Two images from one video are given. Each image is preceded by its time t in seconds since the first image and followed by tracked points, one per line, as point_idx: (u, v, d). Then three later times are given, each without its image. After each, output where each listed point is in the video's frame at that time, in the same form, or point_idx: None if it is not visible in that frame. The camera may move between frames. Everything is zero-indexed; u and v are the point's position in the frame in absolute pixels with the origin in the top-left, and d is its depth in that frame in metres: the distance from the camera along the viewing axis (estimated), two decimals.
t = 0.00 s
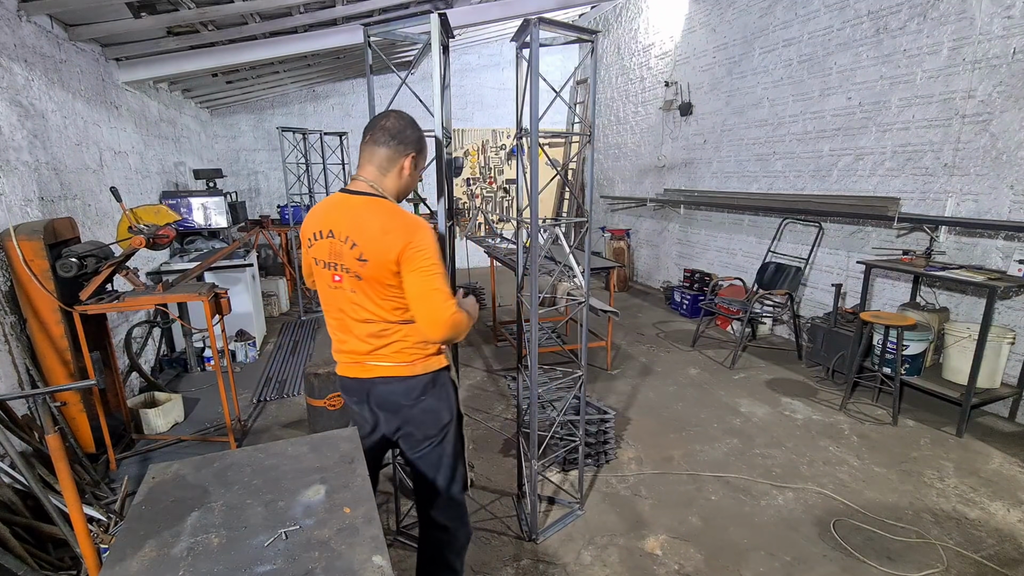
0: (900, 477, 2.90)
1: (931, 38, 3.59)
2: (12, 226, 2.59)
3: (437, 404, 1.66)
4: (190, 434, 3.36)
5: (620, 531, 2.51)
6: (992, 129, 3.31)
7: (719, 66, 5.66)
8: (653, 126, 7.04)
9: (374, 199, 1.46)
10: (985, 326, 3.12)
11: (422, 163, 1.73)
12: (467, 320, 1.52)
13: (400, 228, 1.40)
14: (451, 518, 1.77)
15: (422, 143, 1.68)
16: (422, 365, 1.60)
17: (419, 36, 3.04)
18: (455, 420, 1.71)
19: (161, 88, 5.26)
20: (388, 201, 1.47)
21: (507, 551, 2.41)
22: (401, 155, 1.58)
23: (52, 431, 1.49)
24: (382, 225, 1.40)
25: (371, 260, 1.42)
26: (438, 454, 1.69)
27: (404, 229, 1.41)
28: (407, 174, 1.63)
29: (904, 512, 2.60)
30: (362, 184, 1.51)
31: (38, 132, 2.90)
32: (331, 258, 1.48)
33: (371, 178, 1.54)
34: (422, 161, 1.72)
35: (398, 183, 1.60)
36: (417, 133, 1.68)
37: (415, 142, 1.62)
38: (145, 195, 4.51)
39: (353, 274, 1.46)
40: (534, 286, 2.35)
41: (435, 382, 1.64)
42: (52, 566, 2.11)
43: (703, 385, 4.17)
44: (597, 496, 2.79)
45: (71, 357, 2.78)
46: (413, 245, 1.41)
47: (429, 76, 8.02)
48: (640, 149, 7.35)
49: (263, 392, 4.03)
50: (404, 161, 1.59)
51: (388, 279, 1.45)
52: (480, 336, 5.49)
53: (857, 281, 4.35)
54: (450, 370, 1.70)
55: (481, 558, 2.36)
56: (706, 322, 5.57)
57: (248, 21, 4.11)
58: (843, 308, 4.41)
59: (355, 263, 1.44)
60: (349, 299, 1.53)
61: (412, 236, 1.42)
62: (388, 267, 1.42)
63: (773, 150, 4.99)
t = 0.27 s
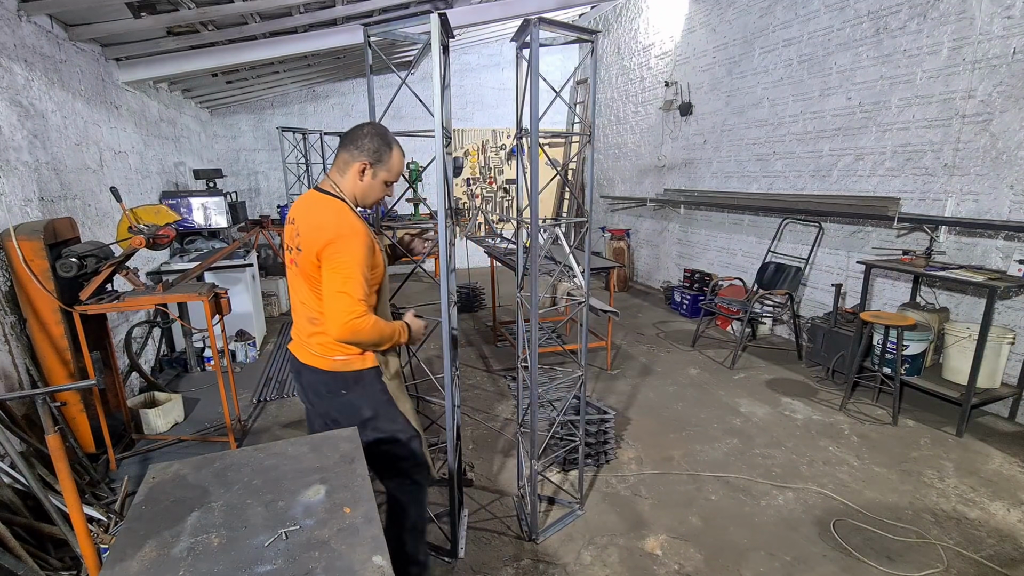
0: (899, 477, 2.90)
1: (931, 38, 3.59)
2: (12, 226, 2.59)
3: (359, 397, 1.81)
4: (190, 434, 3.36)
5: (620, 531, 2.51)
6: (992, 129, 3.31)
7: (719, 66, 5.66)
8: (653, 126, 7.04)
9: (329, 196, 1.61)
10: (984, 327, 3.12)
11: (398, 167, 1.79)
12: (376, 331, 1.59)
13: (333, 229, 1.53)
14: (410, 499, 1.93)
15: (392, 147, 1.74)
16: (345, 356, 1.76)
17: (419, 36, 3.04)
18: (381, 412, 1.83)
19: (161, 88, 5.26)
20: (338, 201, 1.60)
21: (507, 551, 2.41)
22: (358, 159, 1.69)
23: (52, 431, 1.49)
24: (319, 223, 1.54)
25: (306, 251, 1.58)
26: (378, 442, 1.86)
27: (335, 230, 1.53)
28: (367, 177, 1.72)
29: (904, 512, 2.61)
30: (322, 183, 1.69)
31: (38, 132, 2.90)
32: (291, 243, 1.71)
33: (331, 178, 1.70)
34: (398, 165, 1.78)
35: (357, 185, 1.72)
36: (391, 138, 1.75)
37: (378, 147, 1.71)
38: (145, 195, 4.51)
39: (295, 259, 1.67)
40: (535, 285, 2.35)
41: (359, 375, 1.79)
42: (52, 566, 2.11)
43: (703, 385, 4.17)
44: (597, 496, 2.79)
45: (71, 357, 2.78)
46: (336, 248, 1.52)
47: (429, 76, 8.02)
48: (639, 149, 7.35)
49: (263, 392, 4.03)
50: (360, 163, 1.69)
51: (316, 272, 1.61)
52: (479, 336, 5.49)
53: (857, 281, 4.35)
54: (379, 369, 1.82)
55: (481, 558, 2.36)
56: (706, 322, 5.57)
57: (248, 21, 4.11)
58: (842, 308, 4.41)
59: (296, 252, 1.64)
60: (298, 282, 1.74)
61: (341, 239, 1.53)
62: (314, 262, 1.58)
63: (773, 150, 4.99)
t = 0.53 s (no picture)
0: (900, 477, 2.90)
1: (931, 38, 3.59)
2: (12, 226, 2.59)
3: (312, 388, 1.97)
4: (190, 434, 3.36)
5: (620, 531, 2.51)
6: (992, 129, 3.31)
7: (719, 66, 5.66)
8: (653, 126, 7.04)
9: (316, 193, 1.75)
10: (984, 327, 3.13)
11: (386, 170, 1.79)
12: (344, 323, 1.72)
13: (311, 225, 1.68)
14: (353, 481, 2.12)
15: (378, 150, 1.74)
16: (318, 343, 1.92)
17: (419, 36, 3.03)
18: (328, 409, 1.99)
19: (161, 88, 5.26)
20: (323, 198, 1.74)
21: (507, 551, 2.41)
22: (344, 160, 1.75)
23: (52, 431, 1.49)
24: (301, 218, 1.71)
25: (288, 242, 1.75)
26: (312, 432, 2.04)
27: (312, 225, 1.68)
28: (352, 178, 1.77)
29: (904, 511, 2.61)
30: (317, 179, 1.80)
31: (38, 132, 2.90)
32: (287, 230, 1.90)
33: (326, 174, 1.80)
34: (386, 167, 1.78)
35: (345, 184, 1.78)
36: (381, 140, 1.75)
37: (363, 149, 1.73)
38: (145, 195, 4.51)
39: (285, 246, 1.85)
40: (535, 284, 2.35)
41: (320, 365, 1.95)
42: (51, 566, 2.11)
43: (703, 385, 4.17)
44: (597, 495, 2.79)
45: (71, 357, 2.78)
46: (311, 243, 1.67)
47: (429, 76, 8.02)
48: (639, 149, 7.35)
49: (263, 392, 4.03)
50: (346, 164, 1.74)
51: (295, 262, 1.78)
52: (479, 336, 5.49)
53: (857, 281, 4.35)
54: (340, 365, 1.96)
55: (481, 558, 2.36)
56: (706, 322, 5.57)
57: (248, 21, 4.11)
58: (842, 308, 4.41)
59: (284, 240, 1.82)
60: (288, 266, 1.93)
61: (318, 237, 1.67)
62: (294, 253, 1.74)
63: (773, 150, 4.99)
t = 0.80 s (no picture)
0: (900, 477, 2.90)
1: (931, 38, 3.59)
2: (12, 226, 2.59)
3: (304, 385, 2.01)
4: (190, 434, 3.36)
5: (620, 531, 2.51)
6: (992, 129, 3.31)
7: (719, 66, 5.66)
8: (653, 126, 7.05)
9: (323, 197, 1.77)
10: (984, 327, 3.13)
11: (387, 183, 1.76)
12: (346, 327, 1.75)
13: (317, 230, 1.69)
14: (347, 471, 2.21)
15: (380, 163, 1.72)
16: (314, 340, 1.96)
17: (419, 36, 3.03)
18: (319, 406, 2.05)
19: (161, 88, 5.26)
20: (329, 202, 1.76)
21: (507, 551, 2.41)
22: (348, 166, 1.75)
23: (52, 431, 1.49)
24: (307, 222, 1.72)
25: (292, 244, 1.78)
26: (304, 426, 2.11)
27: (320, 230, 1.69)
28: (355, 188, 1.77)
29: (904, 511, 2.61)
30: (326, 182, 1.84)
31: (38, 132, 2.90)
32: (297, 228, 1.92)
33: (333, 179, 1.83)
34: (386, 180, 1.75)
35: (348, 190, 1.78)
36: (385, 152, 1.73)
37: (363, 158, 1.72)
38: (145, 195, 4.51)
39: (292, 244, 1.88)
40: (535, 284, 2.35)
41: (310, 362, 1.99)
42: (51, 566, 2.11)
43: (703, 385, 4.17)
44: (597, 495, 2.79)
45: (70, 357, 2.78)
46: (316, 249, 1.68)
47: (429, 76, 8.02)
48: (640, 149, 7.34)
49: (263, 392, 4.03)
50: (348, 171, 1.75)
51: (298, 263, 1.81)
52: (479, 335, 5.49)
53: (857, 281, 4.35)
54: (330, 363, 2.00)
55: (481, 558, 2.36)
56: (706, 322, 5.57)
57: (248, 21, 4.11)
58: (842, 308, 4.41)
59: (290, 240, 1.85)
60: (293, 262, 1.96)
61: (320, 245, 1.68)
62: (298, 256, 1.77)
63: (773, 150, 4.99)
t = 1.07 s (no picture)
0: (900, 477, 2.89)
1: (932, 38, 3.59)
2: (12, 226, 2.59)
3: (307, 376, 2.06)
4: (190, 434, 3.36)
5: (620, 531, 2.51)
6: (992, 129, 3.31)
7: (719, 66, 5.66)
8: (653, 126, 7.05)
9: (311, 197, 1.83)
10: (984, 327, 3.13)
11: (365, 181, 1.78)
12: (333, 321, 1.77)
13: (303, 228, 1.75)
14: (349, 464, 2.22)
15: (358, 161, 1.74)
16: (311, 335, 2.00)
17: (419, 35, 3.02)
18: (323, 397, 2.08)
19: (161, 88, 5.26)
20: (313, 203, 1.82)
21: (507, 551, 2.41)
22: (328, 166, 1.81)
23: (52, 431, 1.49)
24: (295, 221, 1.78)
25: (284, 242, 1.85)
26: (311, 417, 2.15)
27: (303, 229, 1.76)
28: (339, 186, 1.81)
29: (904, 511, 2.61)
30: (315, 185, 1.91)
31: (38, 132, 2.90)
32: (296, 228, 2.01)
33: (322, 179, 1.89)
34: (364, 178, 1.77)
35: (331, 190, 1.84)
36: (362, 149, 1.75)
37: (341, 157, 1.76)
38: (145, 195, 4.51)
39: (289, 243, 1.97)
40: (535, 283, 2.35)
41: (312, 356, 2.03)
42: (51, 566, 2.11)
43: (703, 385, 4.17)
44: (597, 495, 2.79)
45: (70, 357, 2.78)
46: (301, 246, 1.74)
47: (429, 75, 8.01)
48: (640, 149, 7.34)
49: (263, 392, 4.03)
50: (328, 170, 1.80)
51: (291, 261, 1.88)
52: (479, 335, 5.49)
53: (857, 281, 4.35)
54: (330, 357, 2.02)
55: (481, 558, 2.36)
56: (706, 322, 5.57)
57: (248, 21, 4.11)
58: (842, 308, 4.41)
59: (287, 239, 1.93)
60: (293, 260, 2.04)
61: (306, 242, 1.74)
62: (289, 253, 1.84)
63: (773, 150, 4.99)
